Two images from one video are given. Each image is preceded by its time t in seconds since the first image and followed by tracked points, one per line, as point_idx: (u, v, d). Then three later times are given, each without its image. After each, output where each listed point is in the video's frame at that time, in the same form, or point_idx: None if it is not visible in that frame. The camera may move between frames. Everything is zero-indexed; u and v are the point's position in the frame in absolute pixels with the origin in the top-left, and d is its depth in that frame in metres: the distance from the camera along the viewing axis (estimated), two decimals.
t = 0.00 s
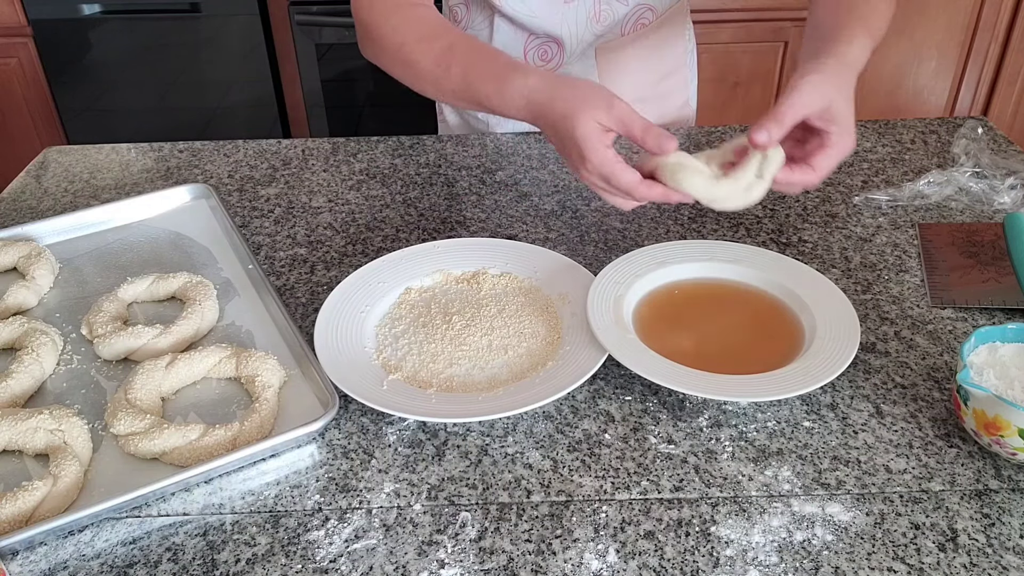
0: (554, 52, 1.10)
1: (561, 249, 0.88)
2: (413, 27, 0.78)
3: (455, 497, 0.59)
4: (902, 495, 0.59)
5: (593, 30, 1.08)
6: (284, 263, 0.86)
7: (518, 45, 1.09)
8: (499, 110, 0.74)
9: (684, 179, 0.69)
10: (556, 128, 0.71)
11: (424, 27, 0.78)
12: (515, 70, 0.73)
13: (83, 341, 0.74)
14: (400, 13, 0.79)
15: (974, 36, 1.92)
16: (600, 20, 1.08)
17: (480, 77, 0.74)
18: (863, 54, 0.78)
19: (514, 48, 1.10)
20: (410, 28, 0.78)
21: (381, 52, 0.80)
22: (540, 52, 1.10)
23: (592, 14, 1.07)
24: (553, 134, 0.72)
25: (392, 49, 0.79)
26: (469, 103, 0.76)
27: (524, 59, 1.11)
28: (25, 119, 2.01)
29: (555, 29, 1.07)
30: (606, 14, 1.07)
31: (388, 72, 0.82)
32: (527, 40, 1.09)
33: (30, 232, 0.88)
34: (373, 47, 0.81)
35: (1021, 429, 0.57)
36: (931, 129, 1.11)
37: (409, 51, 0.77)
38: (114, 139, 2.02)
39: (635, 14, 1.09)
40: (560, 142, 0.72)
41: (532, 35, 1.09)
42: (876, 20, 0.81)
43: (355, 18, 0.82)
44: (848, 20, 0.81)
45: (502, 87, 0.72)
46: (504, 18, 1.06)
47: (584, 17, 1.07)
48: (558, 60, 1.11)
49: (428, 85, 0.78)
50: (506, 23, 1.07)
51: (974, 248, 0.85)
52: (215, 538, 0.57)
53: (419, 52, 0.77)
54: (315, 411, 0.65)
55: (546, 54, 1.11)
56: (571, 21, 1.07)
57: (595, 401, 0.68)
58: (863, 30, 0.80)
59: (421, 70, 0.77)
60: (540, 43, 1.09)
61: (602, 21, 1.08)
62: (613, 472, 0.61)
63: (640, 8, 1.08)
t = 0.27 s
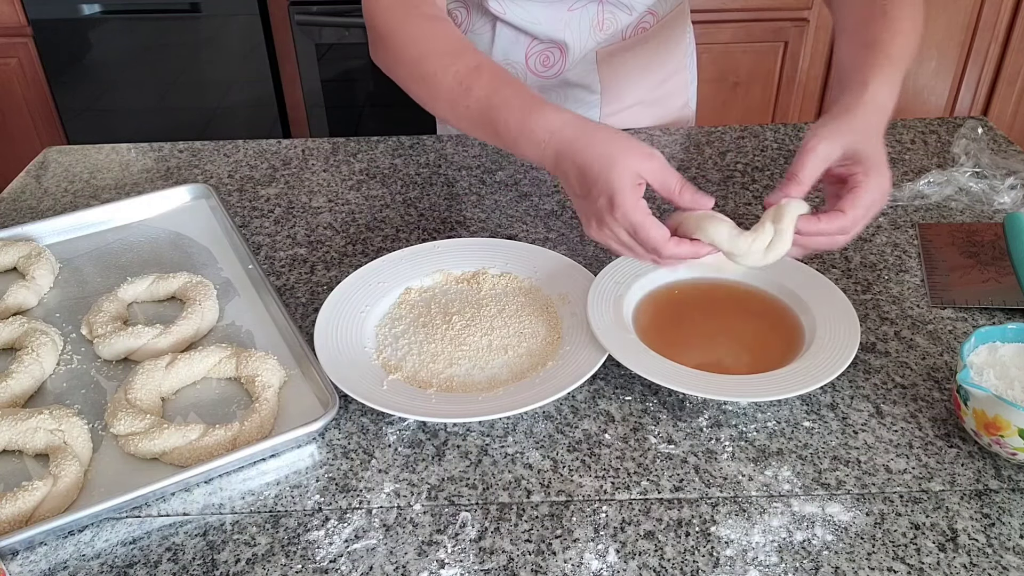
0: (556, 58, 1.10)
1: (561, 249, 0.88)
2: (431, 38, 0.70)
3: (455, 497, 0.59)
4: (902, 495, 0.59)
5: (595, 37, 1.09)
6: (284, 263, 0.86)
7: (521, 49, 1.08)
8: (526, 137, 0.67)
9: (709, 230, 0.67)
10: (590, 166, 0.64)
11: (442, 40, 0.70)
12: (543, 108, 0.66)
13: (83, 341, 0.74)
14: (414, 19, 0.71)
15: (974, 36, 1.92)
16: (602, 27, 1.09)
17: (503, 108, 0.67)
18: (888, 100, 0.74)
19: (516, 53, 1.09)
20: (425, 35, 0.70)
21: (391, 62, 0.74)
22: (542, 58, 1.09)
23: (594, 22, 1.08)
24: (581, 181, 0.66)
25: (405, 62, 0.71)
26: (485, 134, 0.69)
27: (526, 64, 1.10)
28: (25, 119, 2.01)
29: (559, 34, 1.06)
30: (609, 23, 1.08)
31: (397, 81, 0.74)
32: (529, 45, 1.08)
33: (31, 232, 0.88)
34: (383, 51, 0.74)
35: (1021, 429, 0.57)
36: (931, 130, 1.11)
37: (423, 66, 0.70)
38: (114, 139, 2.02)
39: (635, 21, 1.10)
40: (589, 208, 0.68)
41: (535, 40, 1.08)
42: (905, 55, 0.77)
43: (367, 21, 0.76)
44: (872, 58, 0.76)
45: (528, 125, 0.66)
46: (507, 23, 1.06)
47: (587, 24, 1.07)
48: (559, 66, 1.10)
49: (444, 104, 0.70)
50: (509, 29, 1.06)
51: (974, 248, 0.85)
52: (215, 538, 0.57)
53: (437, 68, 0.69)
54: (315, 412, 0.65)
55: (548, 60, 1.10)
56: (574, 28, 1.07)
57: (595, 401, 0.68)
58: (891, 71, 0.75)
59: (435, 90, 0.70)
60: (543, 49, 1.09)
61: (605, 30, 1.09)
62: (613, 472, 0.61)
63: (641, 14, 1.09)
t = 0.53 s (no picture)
0: (558, 62, 1.09)
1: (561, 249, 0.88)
2: (439, 52, 0.68)
3: (455, 497, 0.59)
4: (902, 495, 0.59)
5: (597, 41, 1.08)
6: (284, 263, 0.86)
7: (522, 53, 1.08)
8: (507, 193, 0.64)
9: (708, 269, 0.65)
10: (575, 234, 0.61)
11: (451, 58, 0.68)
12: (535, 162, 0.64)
13: (83, 341, 0.74)
14: (426, 28, 0.70)
15: (974, 36, 1.92)
16: (604, 32, 1.08)
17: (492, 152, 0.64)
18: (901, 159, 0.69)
19: (517, 56, 1.09)
20: (433, 48, 0.69)
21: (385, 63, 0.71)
22: (543, 62, 1.09)
23: (596, 27, 1.07)
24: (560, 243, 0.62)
25: (403, 65, 0.69)
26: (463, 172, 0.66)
27: (527, 68, 1.10)
28: (25, 119, 2.01)
29: (560, 38, 1.06)
30: (611, 27, 1.08)
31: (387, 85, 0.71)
32: (530, 49, 1.08)
33: (30, 232, 0.88)
34: (382, 50, 0.71)
35: (1021, 429, 0.57)
36: (931, 129, 1.11)
37: (425, 73, 0.67)
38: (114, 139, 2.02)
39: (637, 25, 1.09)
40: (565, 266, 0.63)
41: (536, 43, 1.08)
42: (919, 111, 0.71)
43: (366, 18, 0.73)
44: (882, 115, 0.70)
45: (513, 177, 0.63)
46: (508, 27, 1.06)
47: (589, 28, 1.07)
48: (560, 69, 1.10)
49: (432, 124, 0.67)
50: (509, 32, 1.07)
51: (974, 248, 0.85)
52: (215, 538, 0.57)
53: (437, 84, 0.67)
54: (315, 412, 0.65)
55: (549, 64, 1.09)
56: (576, 32, 1.07)
57: (595, 401, 0.68)
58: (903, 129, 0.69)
59: (428, 105, 0.67)
60: (544, 52, 1.08)
61: (607, 35, 1.08)
62: (613, 472, 0.61)
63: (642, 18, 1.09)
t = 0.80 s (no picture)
0: (558, 61, 1.09)
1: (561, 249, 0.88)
2: (440, 51, 0.73)
3: (455, 497, 0.59)
4: (902, 495, 0.59)
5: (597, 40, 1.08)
6: (284, 263, 0.86)
7: (522, 52, 1.08)
8: (511, 182, 0.68)
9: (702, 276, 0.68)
10: (580, 217, 0.66)
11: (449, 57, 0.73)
12: (538, 157, 0.70)
13: (84, 341, 0.74)
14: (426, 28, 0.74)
15: (974, 36, 1.91)
16: (604, 31, 1.07)
17: (497, 146, 0.69)
18: (882, 155, 0.73)
19: (517, 54, 1.09)
20: (433, 47, 0.73)
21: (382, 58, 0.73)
22: (543, 61, 1.09)
23: (596, 25, 1.07)
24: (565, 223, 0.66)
25: (403, 64, 0.72)
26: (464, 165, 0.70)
27: (527, 67, 1.10)
28: (25, 119, 2.01)
29: (560, 37, 1.06)
30: (612, 27, 1.07)
31: (386, 85, 0.74)
32: (530, 47, 1.08)
33: (30, 232, 0.88)
34: (379, 45, 0.73)
35: (1021, 430, 0.57)
36: (932, 129, 1.11)
37: (426, 70, 0.71)
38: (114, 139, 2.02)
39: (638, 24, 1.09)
40: (568, 246, 0.66)
41: (536, 43, 1.08)
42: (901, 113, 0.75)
43: (358, 16, 0.76)
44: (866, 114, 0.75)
45: (518, 171, 0.69)
46: (507, 25, 1.06)
47: (589, 26, 1.06)
48: (560, 69, 1.09)
49: (436, 119, 0.71)
50: (509, 31, 1.07)
51: (974, 248, 0.85)
52: (215, 538, 0.57)
53: (440, 81, 0.71)
54: (315, 412, 0.65)
55: (549, 63, 1.09)
56: (575, 31, 1.06)
57: (595, 401, 0.68)
58: (884, 129, 0.74)
59: (432, 100, 0.71)
60: (544, 51, 1.08)
61: (607, 34, 1.08)
62: (613, 472, 0.61)
63: (643, 17, 1.08)
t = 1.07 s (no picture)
0: (557, 61, 1.09)
1: (561, 249, 0.88)
2: (476, 62, 0.78)
3: (455, 497, 0.59)
4: (902, 495, 0.59)
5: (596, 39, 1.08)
6: (284, 263, 0.86)
7: (521, 51, 1.08)
8: (562, 181, 0.75)
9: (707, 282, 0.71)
10: (623, 208, 0.73)
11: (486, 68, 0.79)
12: (580, 156, 0.76)
13: (84, 341, 0.74)
14: (463, 43, 0.79)
15: (974, 36, 1.91)
16: (603, 31, 1.08)
17: (542, 150, 0.76)
18: (836, 159, 0.79)
19: (517, 54, 1.09)
20: (470, 61, 0.78)
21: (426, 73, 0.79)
22: (542, 61, 1.09)
23: (596, 25, 1.07)
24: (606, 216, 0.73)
25: (443, 77, 0.78)
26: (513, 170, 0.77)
27: (526, 66, 1.10)
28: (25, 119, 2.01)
29: (560, 36, 1.06)
30: (611, 26, 1.08)
31: (427, 96, 0.80)
32: (530, 47, 1.08)
33: (30, 232, 0.88)
34: (417, 63, 0.79)
35: (1021, 429, 0.57)
36: (931, 130, 1.11)
37: (468, 85, 0.77)
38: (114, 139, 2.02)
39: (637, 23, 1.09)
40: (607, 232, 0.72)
41: (536, 42, 1.08)
42: (863, 120, 0.81)
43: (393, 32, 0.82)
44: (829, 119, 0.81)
45: (564, 171, 0.75)
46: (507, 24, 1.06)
47: (588, 26, 1.06)
48: (559, 68, 1.10)
49: (482, 130, 0.77)
50: (509, 30, 1.07)
51: (974, 248, 0.85)
52: (215, 538, 0.57)
53: (481, 95, 0.77)
54: (315, 412, 0.65)
55: (548, 62, 1.09)
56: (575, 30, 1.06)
57: (595, 401, 0.68)
58: (844, 133, 0.80)
59: (477, 113, 0.77)
60: (544, 51, 1.08)
61: (607, 33, 1.08)
62: (613, 472, 0.61)
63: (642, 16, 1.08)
